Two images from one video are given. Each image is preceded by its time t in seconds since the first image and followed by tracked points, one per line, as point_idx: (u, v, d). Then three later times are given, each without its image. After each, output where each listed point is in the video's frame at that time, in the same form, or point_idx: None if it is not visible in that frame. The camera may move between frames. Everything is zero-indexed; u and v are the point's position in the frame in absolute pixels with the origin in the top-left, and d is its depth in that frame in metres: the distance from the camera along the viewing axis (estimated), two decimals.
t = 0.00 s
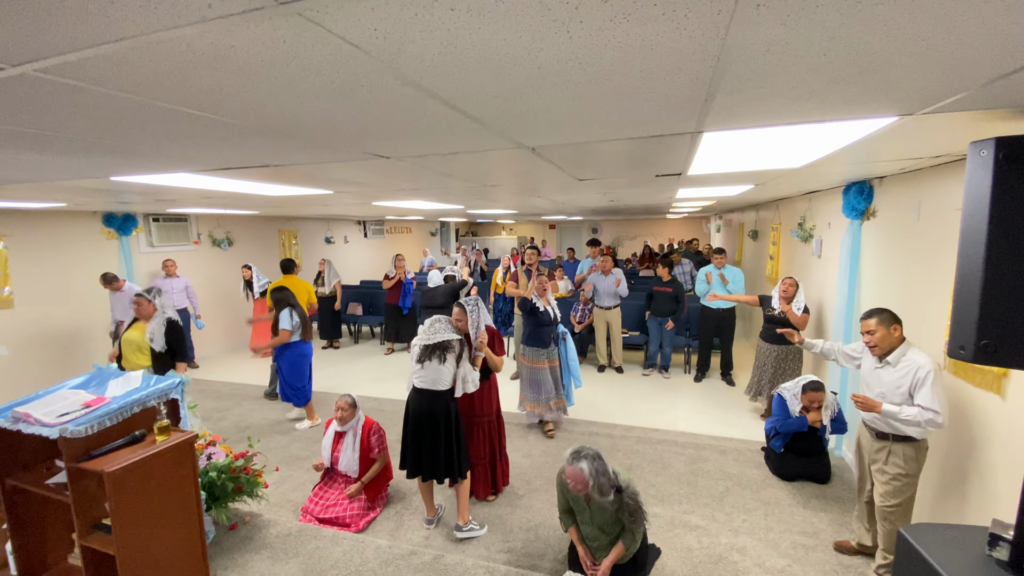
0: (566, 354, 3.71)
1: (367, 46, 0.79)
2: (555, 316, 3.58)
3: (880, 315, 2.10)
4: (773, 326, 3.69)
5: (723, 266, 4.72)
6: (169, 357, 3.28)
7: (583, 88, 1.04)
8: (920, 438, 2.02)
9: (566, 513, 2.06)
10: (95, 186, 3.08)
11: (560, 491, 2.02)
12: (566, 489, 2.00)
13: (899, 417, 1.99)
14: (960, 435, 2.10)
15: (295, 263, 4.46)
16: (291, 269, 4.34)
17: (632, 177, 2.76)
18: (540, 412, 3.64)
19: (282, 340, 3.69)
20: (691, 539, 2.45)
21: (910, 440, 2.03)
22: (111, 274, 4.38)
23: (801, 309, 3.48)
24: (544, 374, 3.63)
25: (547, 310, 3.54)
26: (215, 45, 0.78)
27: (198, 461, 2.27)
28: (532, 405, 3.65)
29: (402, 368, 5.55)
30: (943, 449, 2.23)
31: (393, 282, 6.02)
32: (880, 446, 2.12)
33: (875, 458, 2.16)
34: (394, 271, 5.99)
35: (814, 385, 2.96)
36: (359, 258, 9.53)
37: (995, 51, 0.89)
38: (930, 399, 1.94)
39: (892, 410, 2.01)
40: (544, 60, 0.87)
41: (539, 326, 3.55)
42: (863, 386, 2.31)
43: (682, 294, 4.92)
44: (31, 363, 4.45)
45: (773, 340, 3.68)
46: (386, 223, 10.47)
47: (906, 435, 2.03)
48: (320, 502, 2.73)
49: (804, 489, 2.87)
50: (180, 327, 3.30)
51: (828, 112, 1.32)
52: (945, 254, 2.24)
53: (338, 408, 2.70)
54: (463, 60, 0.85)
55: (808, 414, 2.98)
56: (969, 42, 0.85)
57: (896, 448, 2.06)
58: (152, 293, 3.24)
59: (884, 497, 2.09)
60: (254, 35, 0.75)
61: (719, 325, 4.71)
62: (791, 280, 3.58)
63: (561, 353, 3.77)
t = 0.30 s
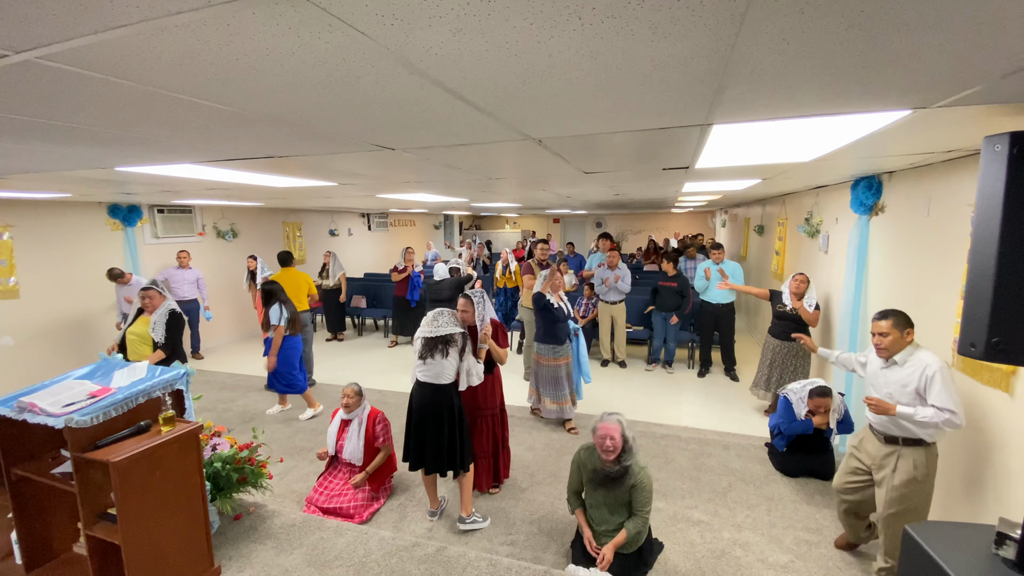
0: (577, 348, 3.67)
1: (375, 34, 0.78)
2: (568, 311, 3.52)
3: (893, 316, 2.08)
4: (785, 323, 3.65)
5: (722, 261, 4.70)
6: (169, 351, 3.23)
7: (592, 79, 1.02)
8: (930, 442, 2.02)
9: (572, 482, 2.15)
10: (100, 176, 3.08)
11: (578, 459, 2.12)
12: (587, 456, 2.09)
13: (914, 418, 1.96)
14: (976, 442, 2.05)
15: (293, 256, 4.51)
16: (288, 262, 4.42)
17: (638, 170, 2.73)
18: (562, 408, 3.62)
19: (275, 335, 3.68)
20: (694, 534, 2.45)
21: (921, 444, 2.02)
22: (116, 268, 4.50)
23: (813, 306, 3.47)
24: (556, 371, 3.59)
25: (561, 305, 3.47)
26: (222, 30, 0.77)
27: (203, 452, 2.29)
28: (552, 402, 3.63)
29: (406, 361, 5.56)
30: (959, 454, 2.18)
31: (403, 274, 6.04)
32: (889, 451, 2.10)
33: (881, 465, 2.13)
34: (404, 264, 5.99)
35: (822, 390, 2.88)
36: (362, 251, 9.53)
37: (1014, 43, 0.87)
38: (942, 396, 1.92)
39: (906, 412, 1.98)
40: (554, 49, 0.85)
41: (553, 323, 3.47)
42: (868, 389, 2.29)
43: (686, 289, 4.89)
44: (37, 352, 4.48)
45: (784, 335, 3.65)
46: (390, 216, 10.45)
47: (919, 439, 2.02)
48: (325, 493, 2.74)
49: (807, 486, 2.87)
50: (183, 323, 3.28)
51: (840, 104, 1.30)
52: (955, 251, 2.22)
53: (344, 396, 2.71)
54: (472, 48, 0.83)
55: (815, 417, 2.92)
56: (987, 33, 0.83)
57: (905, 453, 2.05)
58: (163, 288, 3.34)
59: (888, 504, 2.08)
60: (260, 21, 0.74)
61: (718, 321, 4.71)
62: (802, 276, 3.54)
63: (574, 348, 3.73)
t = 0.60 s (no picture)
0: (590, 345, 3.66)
1: (385, 35, 0.78)
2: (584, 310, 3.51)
3: (905, 309, 2.06)
4: (799, 324, 3.62)
5: (718, 260, 4.72)
6: (181, 341, 3.27)
7: (601, 79, 1.01)
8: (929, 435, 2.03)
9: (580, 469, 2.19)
10: (106, 173, 3.09)
11: (590, 447, 2.15)
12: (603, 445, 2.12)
13: (924, 411, 1.94)
14: (973, 434, 2.08)
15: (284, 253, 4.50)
16: (280, 258, 4.42)
17: (644, 169, 2.72)
18: (565, 406, 3.58)
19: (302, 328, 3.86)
20: (697, 533, 2.46)
21: (921, 436, 2.03)
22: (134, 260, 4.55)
23: (827, 306, 3.51)
24: (567, 370, 3.55)
25: (577, 303, 3.46)
26: (234, 31, 0.77)
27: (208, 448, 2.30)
28: (558, 399, 3.59)
29: (409, 357, 5.57)
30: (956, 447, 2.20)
31: (408, 271, 6.05)
32: (891, 444, 2.09)
33: (886, 458, 2.13)
34: (409, 261, 5.99)
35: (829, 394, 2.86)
36: (366, 248, 9.53)
37: None
38: (954, 392, 1.92)
39: (917, 405, 1.96)
40: (565, 51, 0.85)
41: (567, 320, 3.48)
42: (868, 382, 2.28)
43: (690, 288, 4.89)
44: (43, 348, 4.51)
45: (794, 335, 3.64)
46: (393, 213, 10.45)
47: (918, 431, 2.03)
48: (329, 488, 2.75)
49: (810, 485, 2.87)
50: (195, 313, 3.29)
51: (848, 106, 1.29)
52: (962, 251, 2.20)
53: (350, 390, 2.75)
54: (481, 49, 0.83)
55: (819, 420, 2.92)
56: (1000, 36, 0.82)
57: (906, 446, 2.05)
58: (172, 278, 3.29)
59: (894, 497, 2.08)
60: (271, 22, 0.74)
61: (718, 320, 4.71)
62: (815, 276, 3.55)
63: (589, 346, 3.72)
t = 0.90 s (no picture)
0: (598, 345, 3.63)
1: (387, 36, 0.78)
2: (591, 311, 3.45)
3: (901, 308, 2.06)
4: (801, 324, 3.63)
5: (718, 260, 4.73)
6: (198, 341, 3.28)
7: (604, 80, 1.01)
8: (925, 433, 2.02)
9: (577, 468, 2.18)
10: (107, 171, 3.08)
11: (588, 448, 2.15)
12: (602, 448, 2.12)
13: (906, 407, 1.97)
14: (968, 433, 2.08)
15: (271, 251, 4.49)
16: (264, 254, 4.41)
17: (646, 169, 2.71)
18: (574, 411, 3.53)
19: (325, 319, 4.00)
20: (697, 533, 2.46)
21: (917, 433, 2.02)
22: (150, 254, 4.50)
23: (830, 307, 3.50)
24: (576, 372, 3.50)
25: (584, 305, 3.41)
26: (235, 31, 0.77)
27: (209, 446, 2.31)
28: (567, 404, 3.53)
29: (409, 356, 5.58)
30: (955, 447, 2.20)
31: (410, 270, 6.06)
32: (887, 440, 2.09)
33: (881, 454, 2.13)
34: (413, 260, 5.99)
35: (832, 396, 2.87)
36: (367, 247, 9.54)
37: None
38: (939, 391, 1.93)
39: (899, 401, 1.99)
40: (568, 51, 0.85)
41: (575, 322, 3.43)
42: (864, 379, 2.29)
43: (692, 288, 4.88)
44: (44, 346, 4.52)
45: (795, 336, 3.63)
46: (395, 211, 10.45)
47: (915, 428, 2.02)
48: (330, 487, 2.76)
49: (811, 485, 2.87)
50: (204, 310, 3.31)
51: (851, 106, 1.28)
52: (964, 252, 2.20)
53: (349, 389, 2.76)
54: (484, 49, 0.83)
55: (822, 421, 2.91)
56: (1004, 38, 0.82)
57: (903, 442, 2.04)
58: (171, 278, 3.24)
59: (889, 491, 2.07)
60: (273, 23, 0.74)
61: (718, 320, 4.71)
62: (819, 276, 3.55)
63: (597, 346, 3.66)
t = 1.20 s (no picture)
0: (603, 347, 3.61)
1: (390, 41, 0.78)
2: (597, 313, 3.44)
3: (909, 313, 2.07)
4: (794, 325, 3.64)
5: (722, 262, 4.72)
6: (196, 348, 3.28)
7: (605, 85, 1.02)
8: (930, 442, 2.03)
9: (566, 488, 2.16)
10: (110, 171, 3.09)
11: (573, 470, 2.12)
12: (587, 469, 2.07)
13: (916, 417, 1.96)
14: (976, 440, 2.08)
15: (267, 252, 4.49)
16: (259, 254, 4.40)
17: (647, 172, 2.71)
18: (584, 416, 3.46)
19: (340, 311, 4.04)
20: (697, 535, 2.46)
21: (922, 443, 2.03)
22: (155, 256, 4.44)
23: (824, 308, 3.47)
24: (583, 376, 3.44)
25: (590, 306, 3.40)
26: (241, 37, 0.78)
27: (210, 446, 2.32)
28: (576, 408, 3.47)
29: (410, 356, 5.58)
30: (958, 453, 2.21)
31: (411, 270, 6.06)
32: (891, 451, 2.09)
33: (883, 463, 2.13)
34: (414, 261, 6.00)
35: (833, 402, 2.86)
36: (368, 247, 9.55)
37: None
38: (948, 398, 1.92)
39: (908, 410, 1.98)
40: (570, 57, 0.85)
41: (582, 324, 3.41)
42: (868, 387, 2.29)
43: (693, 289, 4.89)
44: (46, 345, 4.53)
45: (795, 339, 3.63)
46: (396, 212, 10.47)
47: (920, 437, 2.03)
48: (329, 487, 2.77)
49: (811, 488, 2.87)
50: (203, 317, 3.30)
51: (852, 111, 1.29)
52: (965, 256, 2.20)
53: (347, 393, 2.75)
54: (487, 55, 0.84)
55: (823, 426, 2.91)
56: (1005, 44, 0.82)
57: (908, 452, 2.05)
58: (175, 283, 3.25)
59: (892, 502, 2.08)
60: (278, 29, 0.75)
61: (721, 322, 4.70)
62: (815, 279, 3.53)
63: (604, 350, 3.64)
